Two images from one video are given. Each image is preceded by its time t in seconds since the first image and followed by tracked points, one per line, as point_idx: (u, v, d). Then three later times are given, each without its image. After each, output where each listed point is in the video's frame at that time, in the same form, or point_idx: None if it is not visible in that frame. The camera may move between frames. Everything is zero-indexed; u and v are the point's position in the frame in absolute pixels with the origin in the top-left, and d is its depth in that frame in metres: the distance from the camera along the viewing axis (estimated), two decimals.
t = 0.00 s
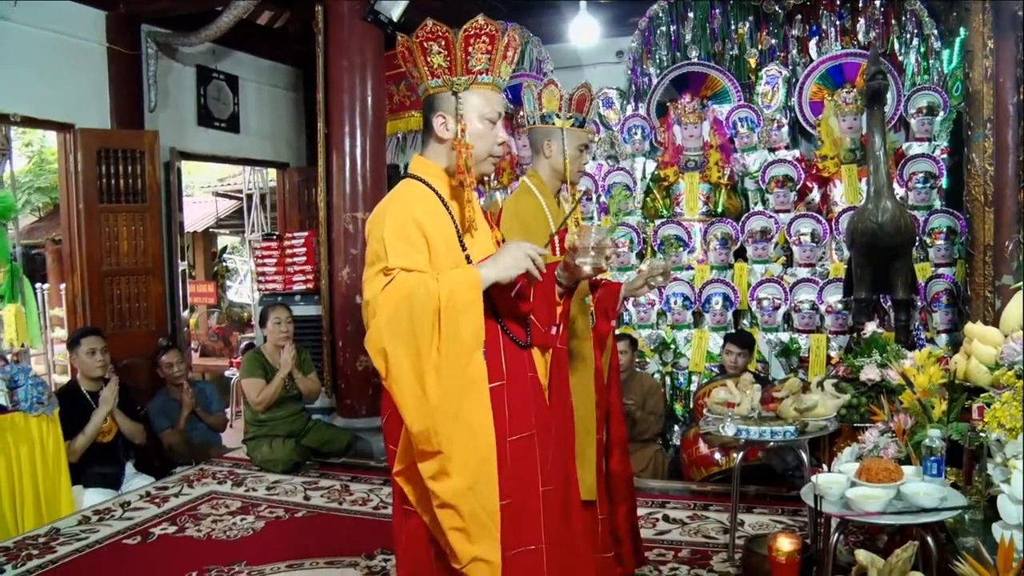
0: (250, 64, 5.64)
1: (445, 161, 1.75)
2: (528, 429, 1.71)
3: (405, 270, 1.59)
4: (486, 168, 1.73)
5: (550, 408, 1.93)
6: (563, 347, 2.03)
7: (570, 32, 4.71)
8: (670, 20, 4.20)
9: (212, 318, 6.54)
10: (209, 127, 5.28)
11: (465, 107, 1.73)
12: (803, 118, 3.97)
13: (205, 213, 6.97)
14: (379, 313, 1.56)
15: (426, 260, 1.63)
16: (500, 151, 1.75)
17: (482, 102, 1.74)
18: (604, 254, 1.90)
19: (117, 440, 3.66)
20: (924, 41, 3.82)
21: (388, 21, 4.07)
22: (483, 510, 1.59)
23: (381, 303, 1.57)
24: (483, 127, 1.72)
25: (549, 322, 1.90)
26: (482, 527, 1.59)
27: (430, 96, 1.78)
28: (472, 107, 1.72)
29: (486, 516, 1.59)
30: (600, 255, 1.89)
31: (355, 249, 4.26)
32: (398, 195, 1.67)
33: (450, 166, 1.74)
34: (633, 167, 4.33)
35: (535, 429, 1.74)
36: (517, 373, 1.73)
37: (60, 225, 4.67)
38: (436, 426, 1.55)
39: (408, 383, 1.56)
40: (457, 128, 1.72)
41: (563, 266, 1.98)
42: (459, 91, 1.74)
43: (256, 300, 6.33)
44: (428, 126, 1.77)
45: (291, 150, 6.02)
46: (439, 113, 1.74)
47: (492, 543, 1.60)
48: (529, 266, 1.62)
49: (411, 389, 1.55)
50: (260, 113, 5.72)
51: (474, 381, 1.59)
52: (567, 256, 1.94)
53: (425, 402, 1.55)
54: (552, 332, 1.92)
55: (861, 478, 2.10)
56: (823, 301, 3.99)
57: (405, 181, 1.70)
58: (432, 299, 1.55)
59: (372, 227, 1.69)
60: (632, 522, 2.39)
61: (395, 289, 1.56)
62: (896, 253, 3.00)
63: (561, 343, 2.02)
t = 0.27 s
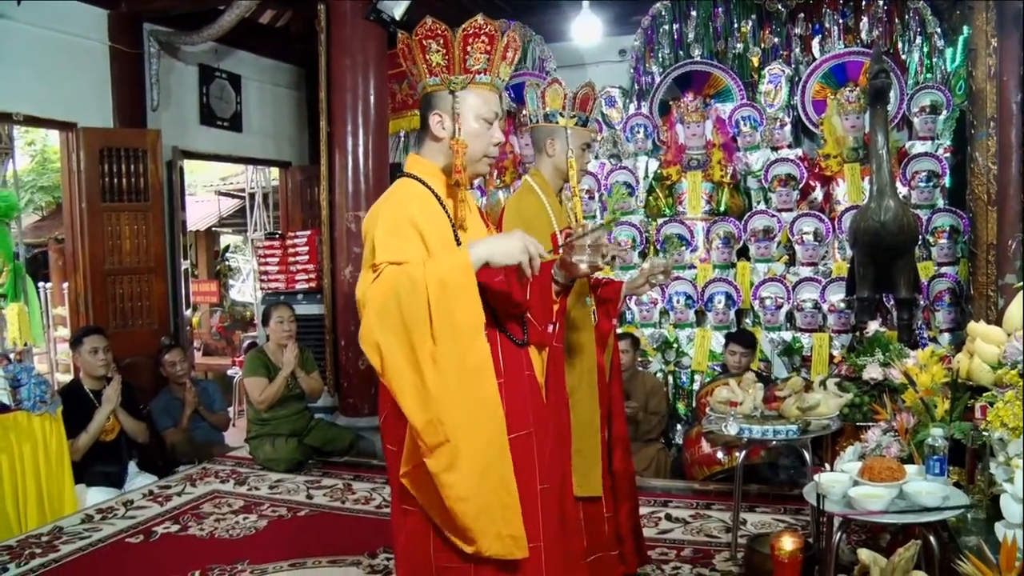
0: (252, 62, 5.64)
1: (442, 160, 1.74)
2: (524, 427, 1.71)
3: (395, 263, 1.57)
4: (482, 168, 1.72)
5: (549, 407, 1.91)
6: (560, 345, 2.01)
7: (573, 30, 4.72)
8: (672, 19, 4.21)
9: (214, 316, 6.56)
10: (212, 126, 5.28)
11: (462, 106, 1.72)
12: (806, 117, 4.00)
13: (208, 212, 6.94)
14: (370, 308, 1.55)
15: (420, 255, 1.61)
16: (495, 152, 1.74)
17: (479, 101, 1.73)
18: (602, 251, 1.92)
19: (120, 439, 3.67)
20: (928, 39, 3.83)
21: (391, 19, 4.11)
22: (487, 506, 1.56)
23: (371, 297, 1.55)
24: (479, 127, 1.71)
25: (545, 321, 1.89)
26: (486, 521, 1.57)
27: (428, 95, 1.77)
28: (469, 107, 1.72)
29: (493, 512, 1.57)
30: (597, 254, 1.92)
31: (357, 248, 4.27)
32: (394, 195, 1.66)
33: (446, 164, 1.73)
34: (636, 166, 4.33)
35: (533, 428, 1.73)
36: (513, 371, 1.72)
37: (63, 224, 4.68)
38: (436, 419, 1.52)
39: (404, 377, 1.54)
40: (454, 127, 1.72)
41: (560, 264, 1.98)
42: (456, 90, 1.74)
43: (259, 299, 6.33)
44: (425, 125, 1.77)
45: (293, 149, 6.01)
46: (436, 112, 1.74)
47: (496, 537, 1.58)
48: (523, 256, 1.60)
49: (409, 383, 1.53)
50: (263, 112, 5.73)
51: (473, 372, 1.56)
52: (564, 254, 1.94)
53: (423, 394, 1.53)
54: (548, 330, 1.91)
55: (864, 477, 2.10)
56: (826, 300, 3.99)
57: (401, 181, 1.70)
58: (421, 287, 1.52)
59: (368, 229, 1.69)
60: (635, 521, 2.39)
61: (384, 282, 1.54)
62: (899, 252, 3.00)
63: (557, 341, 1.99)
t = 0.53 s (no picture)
0: (253, 60, 5.64)
1: (436, 162, 1.75)
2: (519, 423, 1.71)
3: (387, 254, 1.59)
4: (475, 171, 1.71)
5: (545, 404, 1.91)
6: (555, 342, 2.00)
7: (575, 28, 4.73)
8: (675, 17, 4.26)
9: (215, 315, 6.57)
10: (213, 124, 5.28)
11: (460, 109, 1.72)
12: (807, 115, 4.01)
13: (210, 210, 6.96)
14: (362, 300, 1.57)
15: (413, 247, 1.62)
16: (488, 157, 1.73)
17: (476, 105, 1.72)
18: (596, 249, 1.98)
19: (122, 437, 3.67)
20: (929, 37, 3.84)
21: (392, 18, 4.13)
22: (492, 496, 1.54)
23: (364, 288, 1.57)
24: (474, 131, 1.70)
25: (541, 317, 1.84)
26: (494, 513, 1.54)
27: (426, 93, 1.78)
28: (466, 110, 1.71)
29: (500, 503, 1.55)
30: (591, 251, 1.97)
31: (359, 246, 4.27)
32: (386, 193, 1.69)
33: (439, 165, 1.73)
34: (638, 164, 4.32)
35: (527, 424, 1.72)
36: (507, 366, 1.73)
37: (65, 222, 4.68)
38: (435, 407, 1.51)
39: (400, 366, 1.54)
40: (449, 129, 1.72)
41: (555, 261, 2.01)
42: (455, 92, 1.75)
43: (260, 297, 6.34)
44: (421, 123, 1.77)
45: (295, 148, 6.01)
46: (433, 111, 1.74)
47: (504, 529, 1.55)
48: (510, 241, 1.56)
49: (404, 372, 1.53)
50: (265, 111, 5.73)
51: (472, 359, 1.54)
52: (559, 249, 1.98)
53: (420, 383, 1.52)
54: (545, 328, 1.86)
55: (866, 475, 2.09)
56: (827, 299, 3.98)
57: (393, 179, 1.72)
58: (412, 274, 1.53)
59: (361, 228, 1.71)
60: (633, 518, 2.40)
61: (376, 273, 1.56)
62: (900, 251, 2.99)
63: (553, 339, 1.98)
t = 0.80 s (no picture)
0: (254, 59, 5.63)
1: (429, 162, 1.76)
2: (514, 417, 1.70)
3: (384, 255, 1.57)
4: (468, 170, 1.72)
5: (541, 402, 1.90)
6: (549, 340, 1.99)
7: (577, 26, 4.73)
8: (676, 15, 4.26)
9: (216, 314, 6.59)
10: (214, 123, 5.28)
11: (452, 108, 1.73)
12: (809, 113, 4.00)
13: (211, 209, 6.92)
14: (359, 302, 1.56)
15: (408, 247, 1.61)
16: (480, 156, 1.75)
17: (468, 105, 1.74)
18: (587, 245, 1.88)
19: (123, 435, 3.67)
20: (931, 35, 3.84)
21: (393, 16, 4.15)
22: (490, 500, 1.55)
23: (360, 289, 1.56)
24: (466, 130, 1.72)
25: (533, 315, 1.83)
26: (489, 516, 1.55)
27: (420, 91, 1.76)
28: (459, 110, 1.72)
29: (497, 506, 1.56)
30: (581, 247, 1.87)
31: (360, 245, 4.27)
32: (380, 191, 1.68)
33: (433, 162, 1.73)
34: (639, 163, 4.30)
35: (523, 422, 1.71)
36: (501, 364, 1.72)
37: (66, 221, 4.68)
38: (431, 407, 1.51)
39: (398, 369, 1.53)
40: (442, 128, 1.74)
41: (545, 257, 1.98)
42: (448, 92, 1.74)
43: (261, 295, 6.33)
44: (413, 122, 1.77)
45: (296, 146, 6.01)
46: (425, 110, 1.74)
47: (501, 534, 1.57)
48: (517, 218, 1.54)
49: (403, 375, 1.53)
50: (266, 110, 5.72)
51: (470, 365, 1.54)
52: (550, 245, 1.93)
53: (420, 386, 1.52)
54: (536, 325, 1.85)
55: (867, 474, 2.09)
56: (828, 297, 3.97)
57: (387, 177, 1.71)
58: (410, 279, 1.53)
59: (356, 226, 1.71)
60: (636, 517, 2.41)
61: (373, 274, 1.55)
62: (902, 249, 2.99)
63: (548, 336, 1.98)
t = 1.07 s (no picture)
0: (255, 58, 5.63)
1: (417, 160, 1.74)
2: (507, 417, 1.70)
3: (388, 261, 1.56)
4: (457, 166, 1.73)
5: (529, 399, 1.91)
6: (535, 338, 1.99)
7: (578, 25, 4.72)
8: (677, 15, 4.25)
9: (217, 313, 6.59)
10: (215, 123, 5.28)
11: (438, 106, 1.73)
12: (810, 113, 4.00)
13: (211, 208, 6.90)
14: (363, 309, 1.54)
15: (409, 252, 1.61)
16: (469, 152, 1.75)
17: (454, 101, 1.74)
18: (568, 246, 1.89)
19: (124, 435, 3.67)
20: (932, 34, 3.84)
21: (394, 16, 4.11)
22: (473, 504, 1.59)
23: (365, 295, 1.54)
24: (453, 126, 1.72)
25: (521, 314, 1.85)
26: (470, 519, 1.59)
27: (403, 91, 1.78)
28: (444, 106, 1.73)
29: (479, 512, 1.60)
30: (565, 246, 1.87)
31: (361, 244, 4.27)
32: (375, 192, 1.65)
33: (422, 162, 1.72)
34: (640, 162, 4.30)
35: (514, 420, 1.72)
36: (494, 362, 1.73)
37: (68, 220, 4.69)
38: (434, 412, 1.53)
39: (401, 376, 1.52)
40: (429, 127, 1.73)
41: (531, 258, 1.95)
42: (433, 89, 1.75)
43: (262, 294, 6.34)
44: (399, 121, 1.77)
45: (297, 146, 6.01)
46: (411, 109, 1.75)
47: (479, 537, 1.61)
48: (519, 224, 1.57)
49: (408, 384, 1.52)
50: (266, 110, 5.72)
51: (469, 370, 1.58)
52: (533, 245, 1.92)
53: (424, 394, 1.53)
54: (524, 324, 1.87)
55: (868, 473, 2.09)
56: (829, 297, 3.97)
57: (381, 177, 1.69)
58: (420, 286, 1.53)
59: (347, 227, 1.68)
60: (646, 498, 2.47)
61: (378, 281, 1.53)
62: (903, 249, 2.98)
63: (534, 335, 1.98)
